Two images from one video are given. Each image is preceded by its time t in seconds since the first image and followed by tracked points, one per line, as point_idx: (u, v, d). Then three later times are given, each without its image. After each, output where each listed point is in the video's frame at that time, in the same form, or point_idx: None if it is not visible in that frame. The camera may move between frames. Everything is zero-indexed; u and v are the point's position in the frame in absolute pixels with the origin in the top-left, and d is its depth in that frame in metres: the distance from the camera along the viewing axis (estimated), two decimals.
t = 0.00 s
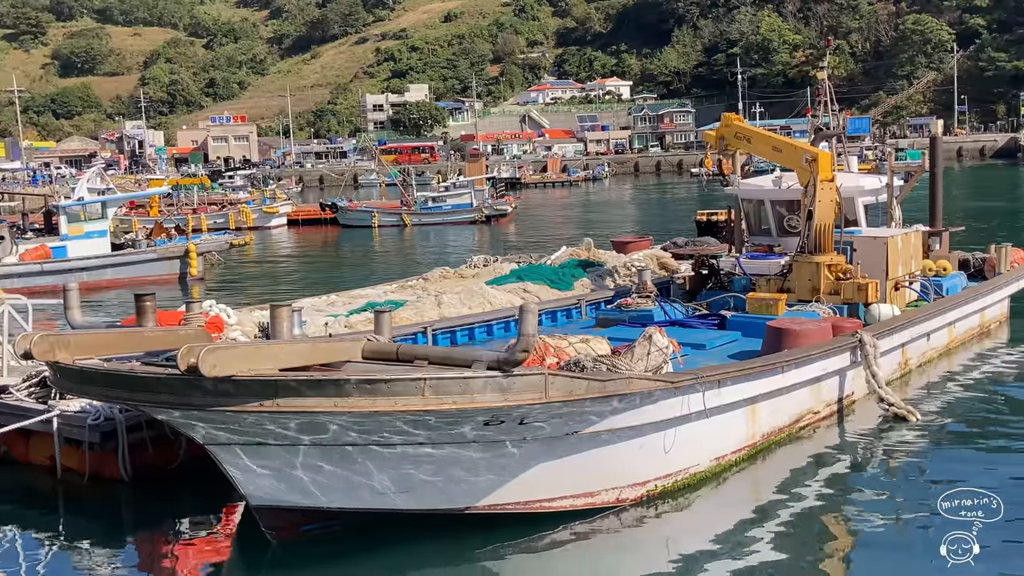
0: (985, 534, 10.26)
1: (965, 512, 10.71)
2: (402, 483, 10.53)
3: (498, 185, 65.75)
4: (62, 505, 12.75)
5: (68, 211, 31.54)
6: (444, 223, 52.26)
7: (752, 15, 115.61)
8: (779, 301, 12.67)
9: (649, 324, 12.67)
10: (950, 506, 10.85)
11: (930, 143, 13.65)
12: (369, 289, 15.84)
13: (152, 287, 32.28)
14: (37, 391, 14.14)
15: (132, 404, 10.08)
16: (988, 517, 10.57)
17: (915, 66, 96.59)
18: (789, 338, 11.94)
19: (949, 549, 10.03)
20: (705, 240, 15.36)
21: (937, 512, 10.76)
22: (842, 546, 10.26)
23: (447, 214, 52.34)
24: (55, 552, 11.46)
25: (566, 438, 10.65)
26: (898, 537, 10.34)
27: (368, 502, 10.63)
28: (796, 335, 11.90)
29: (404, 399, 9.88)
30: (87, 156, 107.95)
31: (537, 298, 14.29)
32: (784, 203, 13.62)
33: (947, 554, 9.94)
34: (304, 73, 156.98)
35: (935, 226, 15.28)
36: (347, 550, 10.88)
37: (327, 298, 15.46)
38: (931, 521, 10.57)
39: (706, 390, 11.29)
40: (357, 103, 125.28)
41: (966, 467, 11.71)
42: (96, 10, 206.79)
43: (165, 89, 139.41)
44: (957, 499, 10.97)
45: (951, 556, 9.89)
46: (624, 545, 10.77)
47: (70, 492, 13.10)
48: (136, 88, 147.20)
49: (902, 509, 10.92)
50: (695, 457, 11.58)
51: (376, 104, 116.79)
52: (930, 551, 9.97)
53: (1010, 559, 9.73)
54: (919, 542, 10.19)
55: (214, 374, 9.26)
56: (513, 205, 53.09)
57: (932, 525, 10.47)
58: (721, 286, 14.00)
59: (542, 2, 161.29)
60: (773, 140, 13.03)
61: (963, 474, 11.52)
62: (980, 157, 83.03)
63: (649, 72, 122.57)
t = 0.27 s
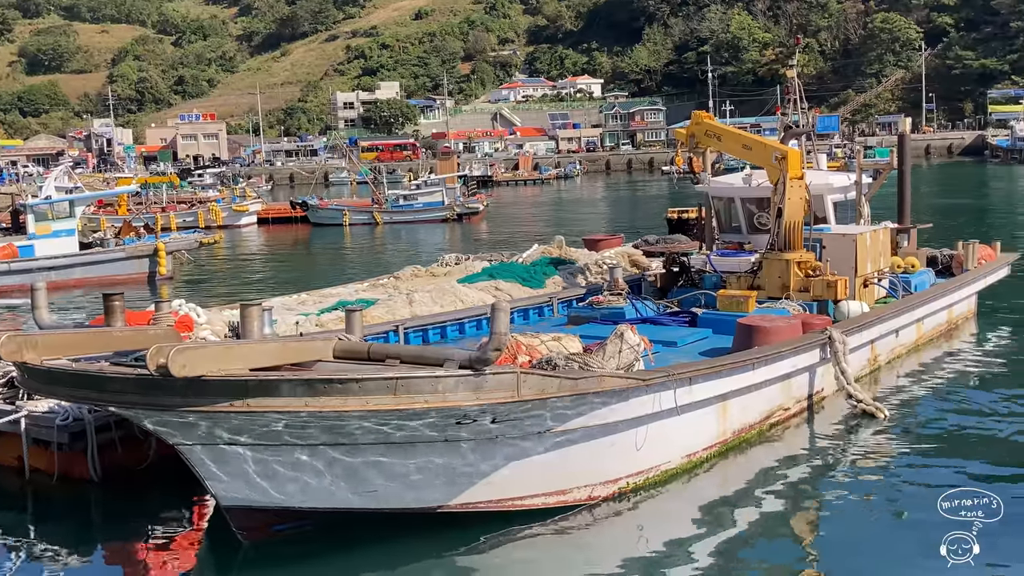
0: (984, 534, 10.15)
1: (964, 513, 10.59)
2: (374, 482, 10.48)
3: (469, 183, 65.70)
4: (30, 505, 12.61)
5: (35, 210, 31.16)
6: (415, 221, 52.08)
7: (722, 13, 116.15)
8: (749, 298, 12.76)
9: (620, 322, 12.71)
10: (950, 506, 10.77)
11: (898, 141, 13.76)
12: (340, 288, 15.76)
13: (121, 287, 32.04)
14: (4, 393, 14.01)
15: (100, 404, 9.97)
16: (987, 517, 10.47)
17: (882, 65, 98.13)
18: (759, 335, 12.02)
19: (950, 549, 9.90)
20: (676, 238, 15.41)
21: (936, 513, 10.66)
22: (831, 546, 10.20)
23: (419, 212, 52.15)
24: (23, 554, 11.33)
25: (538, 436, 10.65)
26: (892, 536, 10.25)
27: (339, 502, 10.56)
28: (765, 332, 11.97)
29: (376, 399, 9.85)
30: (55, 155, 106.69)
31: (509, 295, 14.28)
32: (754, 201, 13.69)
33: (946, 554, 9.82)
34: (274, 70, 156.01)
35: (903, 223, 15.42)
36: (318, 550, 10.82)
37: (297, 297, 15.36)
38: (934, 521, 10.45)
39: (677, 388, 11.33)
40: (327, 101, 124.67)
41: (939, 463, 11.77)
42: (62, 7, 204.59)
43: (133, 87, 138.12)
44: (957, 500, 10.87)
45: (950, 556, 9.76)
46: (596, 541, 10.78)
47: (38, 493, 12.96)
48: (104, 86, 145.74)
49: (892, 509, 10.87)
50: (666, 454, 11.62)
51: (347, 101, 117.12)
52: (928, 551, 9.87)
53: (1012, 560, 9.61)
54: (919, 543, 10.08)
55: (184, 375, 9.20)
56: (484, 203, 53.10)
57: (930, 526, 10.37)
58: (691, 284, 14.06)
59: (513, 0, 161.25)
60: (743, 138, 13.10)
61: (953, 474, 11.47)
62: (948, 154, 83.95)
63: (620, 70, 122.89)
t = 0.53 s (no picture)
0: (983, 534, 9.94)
1: (965, 513, 10.36)
2: (345, 480, 10.43)
3: (441, 180, 65.53)
4: None
5: (3, 207, 30.86)
6: (388, 218, 51.96)
7: (693, 10, 116.63)
8: (720, 294, 12.80)
9: (592, 318, 12.71)
10: (950, 506, 10.54)
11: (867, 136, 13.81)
12: (311, 285, 15.63)
13: (90, 285, 31.83)
14: None
15: (69, 403, 9.85)
16: (987, 516, 10.26)
17: (852, 61, 98.93)
18: (729, 330, 12.08)
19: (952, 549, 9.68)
20: (647, 235, 15.44)
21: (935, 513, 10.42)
22: (813, 542, 10.09)
23: (391, 208, 52.01)
24: None
25: (509, 433, 10.64)
26: (881, 533, 10.12)
27: (310, 499, 10.51)
28: (736, 328, 12.03)
29: (347, 396, 9.76)
30: (23, 152, 105.46)
31: (482, 292, 14.22)
32: (725, 197, 13.72)
33: (946, 554, 9.60)
34: (245, 66, 155.14)
35: (873, 219, 15.51)
36: (291, 548, 10.73)
37: (268, 295, 15.25)
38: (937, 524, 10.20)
39: (648, 383, 11.35)
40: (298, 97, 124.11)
41: (914, 457, 11.79)
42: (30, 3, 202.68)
43: (102, 83, 136.93)
44: (957, 499, 10.65)
45: (950, 556, 9.55)
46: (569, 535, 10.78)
47: (7, 494, 12.79)
48: (72, 82, 144.30)
49: (880, 506, 10.74)
50: (638, 450, 11.65)
51: (318, 98, 117.95)
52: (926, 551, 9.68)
53: (1015, 560, 9.39)
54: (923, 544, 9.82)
55: (152, 373, 9.14)
56: (457, 200, 52.95)
57: (930, 526, 10.15)
58: (664, 280, 14.06)
59: None
60: (714, 135, 13.15)
61: (937, 471, 11.40)
62: (917, 150, 84.77)
63: (592, 67, 123.14)
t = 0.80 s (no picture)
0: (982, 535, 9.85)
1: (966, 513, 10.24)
2: (319, 477, 10.37)
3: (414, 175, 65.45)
4: None
5: None
6: (359, 213, 51.76)
7: (664, 5, 116.83)
8: (692, 288, 12.85)
9: (565, 313, 12.72)
10: (950, 506, 10.42)
11: (837, 132, 13.92)
12: (282, 281, 15.55)
13: (58, 282, 31.50)
14: None
15: (38, 400, 9.74)
16: (986, 518, 10.14)
17: (822, 57, 97.20)
18: (701, 324, 12.15)
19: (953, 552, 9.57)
20: (619, 230, 15.47)
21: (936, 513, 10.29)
22: (799, 541, 10.04)
23: (363, 204, 51.84)
24: None
25: (482, 428, 10.63)
26: (868, 532, 10.07)
27: (283, 496, 10.43)
28: (708, 321, 12.10)
29: (320, 392, 9.75)
30: None
31: (455, 287, 14.19)
32: (696, 192, 13.80)
33: (947, 553, 9.56)
34: (215, 61, 153.91)
35: (843, 213, 15.63)
36: (263, 545, 10.67)
37: (239, 291, 15.13)
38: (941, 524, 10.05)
39: (621, 377, 11.39)
40: (269, 92, 123.37)
41: (888, 451, 11.85)
42: None
43: (70, 78, 135.35)
44: (957, 499, 10.52)
45: (951, 556, 9.51)
46: (542, 530, 10.79)
47: None
48: (39, 78, 142.55)
49: (868, 504, 10.69)
50: (611, 444, 11.68)
51: (289, 92, 116.22)
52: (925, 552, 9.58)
53: (1016, 562, 9.30)
54: (924, 547, 9.69)
55: (122, 369, 9.08)
56: (428, 195, 52.78)
57: (934, 526, 10.01)
58: (636, 275, 14.11)
59: None
60: (684, 130, 13.19)
61: (919, 465, 11.41)
62: (886, 144, 85.37)
63: (563, 62, 123.18)
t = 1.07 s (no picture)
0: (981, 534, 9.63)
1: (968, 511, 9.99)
2: (290, 471, 10.29)
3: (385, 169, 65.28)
4: None
5: None
6: (329, 207, 51.64)
7: None
8: (662, 281, 12.90)
9: (536, 307, 12.71)
10: (949, 505, 10.14)
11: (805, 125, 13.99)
12: (252, 276, 15.42)
13: (24, 278, 31.20)
14: None
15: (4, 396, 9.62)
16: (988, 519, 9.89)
17: (791, 50, 100.10)
18: (672, 317, 12.20)
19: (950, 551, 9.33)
20: (590, 223, 15.47)
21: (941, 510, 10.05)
22: (774, 536, 9.91)
23: (332, 198, 51.74)
24: None
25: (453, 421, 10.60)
26: (841, 524, 10.00)
27: (255, 492, 10.33)
28: (677, 314, 12.15)
29: (291, 386, 9.72)
30: None
31: (425, 282, 14.14)
32: (666, 185, 13.83)
33: (947, 554, 9.27)
34: (182, 54, 152.59)
35: (812, 206, 15.71)
36: (232, 540, 10.59)
37: (208, 286, 14.99)
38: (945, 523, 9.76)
39: (592, 369, 11.41)
40: (237, 86, 122.53)
41: (860, 443, 11.88)
42: None
43: (36, 72, 133.62)
44: (956, 499, 10.25)
45: (951, 556, 9.23)
46: (514, 522, 10.77)
47: None
48: (4, 71, 140.64)
49: (850, 497, 10.55)
50: (582, 436, 11.69)
51: (257, 86, 115.10)
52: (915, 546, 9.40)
53: (1015, 569, 9.12)
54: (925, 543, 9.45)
55: (90, 364, 9.01)
56: (399, 189, 52.61)
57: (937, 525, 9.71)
58: (606, 268, 14.11)
59: None
60: (654, 124, 13.21)
61: (896, 458, 11.36)
62: (854, 137, 85.89)
63: (534, 55, 123.16)
